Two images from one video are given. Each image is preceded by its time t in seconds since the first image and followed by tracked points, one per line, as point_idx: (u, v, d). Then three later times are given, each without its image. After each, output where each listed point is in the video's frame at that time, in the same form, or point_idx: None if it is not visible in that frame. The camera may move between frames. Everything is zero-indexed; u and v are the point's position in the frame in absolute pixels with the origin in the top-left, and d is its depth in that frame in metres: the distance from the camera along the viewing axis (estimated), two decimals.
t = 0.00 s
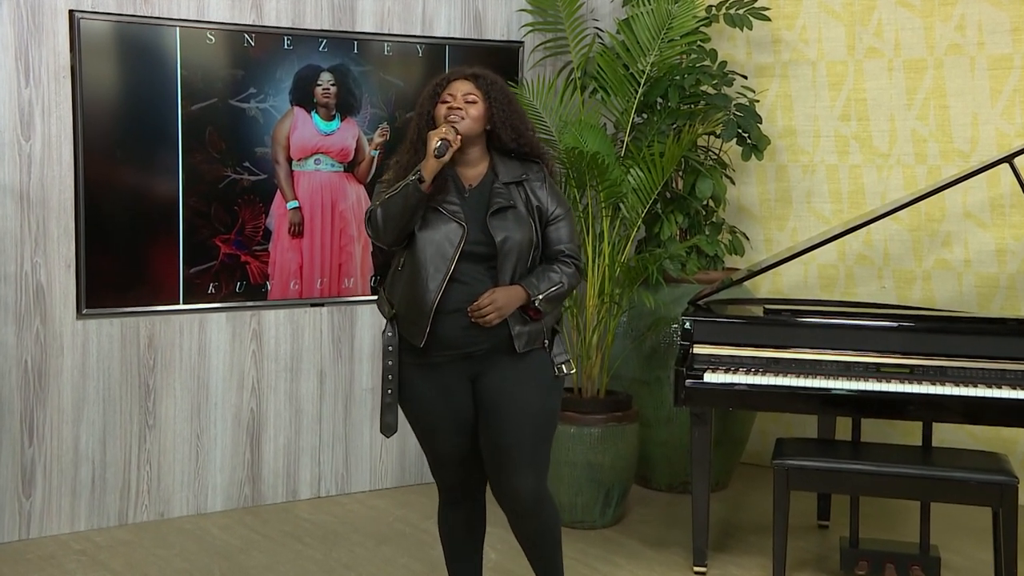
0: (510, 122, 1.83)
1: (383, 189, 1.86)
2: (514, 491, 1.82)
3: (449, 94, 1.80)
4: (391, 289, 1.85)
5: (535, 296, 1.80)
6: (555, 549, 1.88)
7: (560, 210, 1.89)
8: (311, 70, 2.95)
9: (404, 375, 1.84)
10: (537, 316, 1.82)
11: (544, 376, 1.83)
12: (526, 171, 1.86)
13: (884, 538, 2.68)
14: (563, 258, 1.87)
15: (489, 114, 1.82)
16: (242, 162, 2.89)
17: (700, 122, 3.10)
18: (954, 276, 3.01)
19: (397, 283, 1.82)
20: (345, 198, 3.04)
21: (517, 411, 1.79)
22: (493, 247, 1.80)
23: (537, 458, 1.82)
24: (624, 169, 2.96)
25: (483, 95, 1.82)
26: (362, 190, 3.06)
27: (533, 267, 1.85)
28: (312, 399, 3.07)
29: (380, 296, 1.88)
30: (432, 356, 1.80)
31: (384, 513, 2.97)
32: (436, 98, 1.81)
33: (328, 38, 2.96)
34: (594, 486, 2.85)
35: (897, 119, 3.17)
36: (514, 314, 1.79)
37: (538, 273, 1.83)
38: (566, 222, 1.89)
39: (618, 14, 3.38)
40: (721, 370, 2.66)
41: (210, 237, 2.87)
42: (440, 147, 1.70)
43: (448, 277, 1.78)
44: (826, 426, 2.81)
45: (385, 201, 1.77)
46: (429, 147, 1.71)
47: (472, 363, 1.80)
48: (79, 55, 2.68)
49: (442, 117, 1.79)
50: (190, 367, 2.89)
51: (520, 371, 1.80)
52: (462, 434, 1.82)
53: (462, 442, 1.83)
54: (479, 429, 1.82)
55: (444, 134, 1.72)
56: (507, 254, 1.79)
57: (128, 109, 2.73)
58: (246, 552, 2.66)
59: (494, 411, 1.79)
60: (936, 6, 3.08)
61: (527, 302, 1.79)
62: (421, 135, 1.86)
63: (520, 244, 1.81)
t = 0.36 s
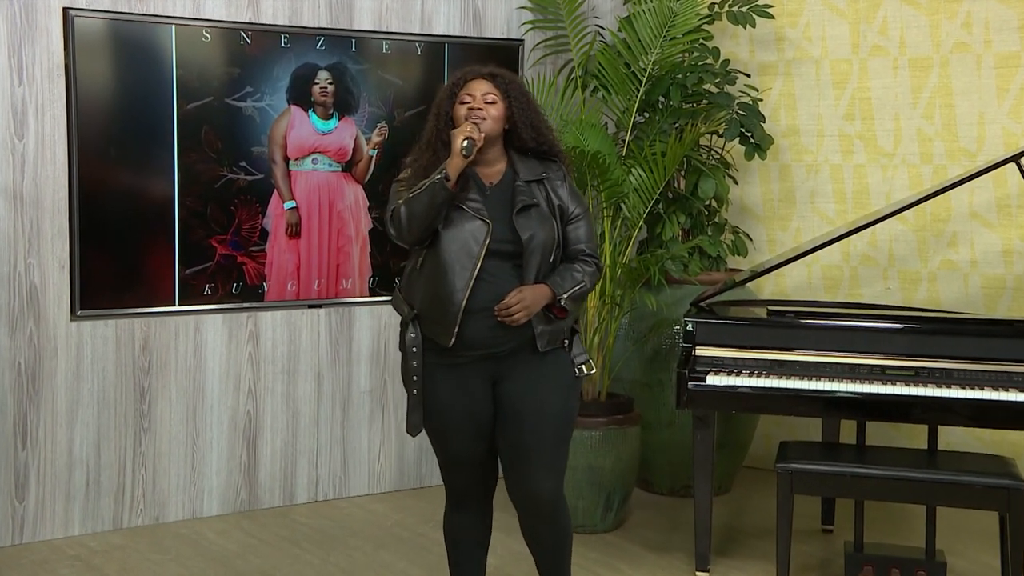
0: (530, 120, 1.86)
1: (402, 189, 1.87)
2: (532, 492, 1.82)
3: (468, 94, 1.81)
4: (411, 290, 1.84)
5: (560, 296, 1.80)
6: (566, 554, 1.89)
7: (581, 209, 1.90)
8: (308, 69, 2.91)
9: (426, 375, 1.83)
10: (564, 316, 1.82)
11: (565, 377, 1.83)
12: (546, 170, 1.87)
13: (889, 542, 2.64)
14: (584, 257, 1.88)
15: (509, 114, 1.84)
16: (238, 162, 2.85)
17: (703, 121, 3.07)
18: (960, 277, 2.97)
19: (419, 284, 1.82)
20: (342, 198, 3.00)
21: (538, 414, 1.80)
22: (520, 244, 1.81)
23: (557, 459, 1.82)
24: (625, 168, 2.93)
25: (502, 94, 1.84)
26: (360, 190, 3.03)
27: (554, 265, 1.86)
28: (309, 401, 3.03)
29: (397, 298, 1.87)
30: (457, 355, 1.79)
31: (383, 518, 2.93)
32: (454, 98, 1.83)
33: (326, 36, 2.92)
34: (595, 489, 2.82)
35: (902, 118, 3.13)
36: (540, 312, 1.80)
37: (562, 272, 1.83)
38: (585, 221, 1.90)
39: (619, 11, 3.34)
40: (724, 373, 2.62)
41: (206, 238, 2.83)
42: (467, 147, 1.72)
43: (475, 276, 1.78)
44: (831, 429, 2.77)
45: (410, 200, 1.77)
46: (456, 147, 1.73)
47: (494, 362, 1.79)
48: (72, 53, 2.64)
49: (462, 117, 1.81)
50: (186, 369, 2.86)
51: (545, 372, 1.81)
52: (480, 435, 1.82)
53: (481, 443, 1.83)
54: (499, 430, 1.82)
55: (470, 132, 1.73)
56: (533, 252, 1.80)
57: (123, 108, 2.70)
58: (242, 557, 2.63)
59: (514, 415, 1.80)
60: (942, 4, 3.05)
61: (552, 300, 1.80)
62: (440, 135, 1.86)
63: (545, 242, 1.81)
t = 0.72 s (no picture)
0: (556, 117, 1.96)
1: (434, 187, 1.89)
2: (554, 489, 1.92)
3: (498, 91, 1.88)
4: (447, 291, 1.86)
5: (598, 291, 1.93)
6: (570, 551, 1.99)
7: (604, 205, 2.02)
8: (305, 67, 2.87)
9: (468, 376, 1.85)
10: (598, 312, 1.95)
11: (593, 381, 1.92)
12: (572, 165, 1.98)
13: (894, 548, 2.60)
14: (610, 252, 2.00)
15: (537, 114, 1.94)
16: (235, 161, 2.81)
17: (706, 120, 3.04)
18: (966, 279, 2.94)
19: (457, 284, 1.85)
20: (340, 198, 2.97)
21: (571, 417, 1.89)
22: (560, 239, 1.90)
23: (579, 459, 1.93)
24: (627, 168, 2.89)
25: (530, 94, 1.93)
26: (358, 190, 2.99)
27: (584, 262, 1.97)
28: (306, 404, 2.99)
29: (429, 299, 1.88)
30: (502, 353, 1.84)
31: (381, 522, 2.89)
32: (483, 95, 1.89)
33: (323, 34, 2.88)
34: (596, 493, 2.78)
35: (908, 117, 3.10)
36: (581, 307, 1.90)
37: (595, 267, 1.95)
38: (606, 218, 2.03)
39: (620, 9, 3.30)
40: (727, 375, 2.58)
41: (202, 238, 2.79)
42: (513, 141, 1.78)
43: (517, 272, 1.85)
44: (835, 433, 2.73)
45: (454, 195, 1.79)
46: (501, 141, 1.78)
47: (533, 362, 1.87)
48: (66, 50, 2.60)
49: (495, 114, 1.87)
50: (182, 371, 2.82)
51: (580, 370, 1.90)
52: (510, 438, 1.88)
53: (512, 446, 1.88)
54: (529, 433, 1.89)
55: (512, 127, 1.80)
56: (573, 246, 1.90)
57: (118, 106, 2.66)
58: (238, 562, 2.59)
59: (550, 416, 1.88)
60: (948, 1, 3.01)
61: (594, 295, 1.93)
62: (470, 132, 1.91)
63: (582, 237, 1.92)
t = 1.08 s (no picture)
0: (573, 117, 1.93)
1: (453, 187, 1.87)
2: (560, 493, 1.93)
3: (515, 88, 1.86)
4: (465, 292, 1.84)
5: (615, 296, 1.90)
6: (572, 551, 2.00)
7: (621, 207, 1.99)
8: (302, 65, 2.83)
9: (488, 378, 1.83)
10: (615, 317, 1.93)
11: (607, 387, 1.92)
12: (591, 167, 1.95)
13: (900, 554, 2.56)
14: (627, 254, 1.97)
15: (553, 112, 1.92)
16: (230, 161, 2.77)
17: (708, 118, 3.00)
18: (973, 280, 2.90)
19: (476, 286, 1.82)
20: (338, 198, 2.92)
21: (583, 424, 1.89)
22: (579, 242, 1.88)
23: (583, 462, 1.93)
24: (628, 168, 2.87)
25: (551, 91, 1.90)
26: (355, 190, 2.94)
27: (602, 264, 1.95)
28: (304, 408, 2.95)
29: (448, 300, 1.86)
30: (521, 357, 1.82)
31: (379, 527, 2.85)
32: (501, 90, 1.87)
33: (320, 32, 2.84)
34: (598, 498, 2.74)
35: (914, 116, 3.06)
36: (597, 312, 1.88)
37: (612, 270, 1.92)
38: (624, 218, 2.00)
39: (622, 7, 3.25)
40: (730, 378, 2.53)
41: (197, 240, 2.75)
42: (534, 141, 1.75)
43: (535, 275, 1.82)
44: (840, 437, 2.69)
45: (473, 196, 1.77)
46: (521, 141, 1.76)
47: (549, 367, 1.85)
48: (59, 48, 2.56)
49: (510, 111, 1.85)
50: (177, 374, 2.78)
51: (593, 375, 1.90)
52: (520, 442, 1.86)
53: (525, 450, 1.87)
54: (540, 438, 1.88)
55: (531, 126, 1.77)
56: (591, 251, 1.88)
57: (111, 105, 2.62)
58: (233, 568, 2.54)
59: (561, 418, 1.87)
60: None
61: (611, 300, 1.91)
62: (488, 130, 1.88)
63: (600, 241, 1.90)
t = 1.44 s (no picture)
0: (588, 121, 1.90)
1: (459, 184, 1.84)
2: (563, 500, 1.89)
3: (536, 86, 1.82)
4: (468, 293, 1.81)
5: (622, 298, 1.87)
6: (577, 555, 1.97)
7: (631, 208, 1.96)
8: (300, 64, 2.79)
9: (487, 380, 1.79)
10: (622, 319, 1.90)
11: (610, 390, 1.88)
12: (600, 167, 1.91)
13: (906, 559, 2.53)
14: (636, 256, 1.94)
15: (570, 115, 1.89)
16: (227, 161, 2.73)
17: (711, 117, 2.96)
18: (979, 281, 2.86)
19: (479, 287, 1.79)
20: (335, 198, 2.89)
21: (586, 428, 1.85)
22: (584, 243, 1.84)
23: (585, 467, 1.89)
24: (629, 168, 2.84)
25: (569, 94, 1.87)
26: (353, 191, 2.91)
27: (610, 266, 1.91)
28: (301, 411, 2.91)
29: (451, 301, 1.83)
30: (521, 359, 1.78)
31: (378, 532, 2.82)
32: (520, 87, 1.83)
33: (318, 30, 2.80)
34: (599, 502, 2.71)
35: (919, 115, 3.02)
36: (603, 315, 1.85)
37: (620, 271, 1.89)
38: (633, 220, 1.96)
39: (624, 5, 3.22)
40: (733, 381, 2.50)
41: (193, 240, 2.72)
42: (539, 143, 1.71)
43: (538, 277, 1.78)
44: (845, 441, 2.66)
45: (474, 195, 1.74)
46: (524, 141, 1.72)
47: (550, 370, 1.81)
48: (52, 47, 2.52)
49: (528, 109, 1.81)
50: (172, 377, 2.74)
51: (598, 379, 1.86)
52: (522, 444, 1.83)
53: (527, 455, 1.84)
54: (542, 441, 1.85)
55: (536, 127, 1.73)
56: (596, 252, 1.84)
57: (105, 104, 2.58)
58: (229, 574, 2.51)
59: (563, 421, 1.83)
60: None
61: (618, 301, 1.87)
62: (499, 127, 1.85)
63: (606, 242, 1.86)
